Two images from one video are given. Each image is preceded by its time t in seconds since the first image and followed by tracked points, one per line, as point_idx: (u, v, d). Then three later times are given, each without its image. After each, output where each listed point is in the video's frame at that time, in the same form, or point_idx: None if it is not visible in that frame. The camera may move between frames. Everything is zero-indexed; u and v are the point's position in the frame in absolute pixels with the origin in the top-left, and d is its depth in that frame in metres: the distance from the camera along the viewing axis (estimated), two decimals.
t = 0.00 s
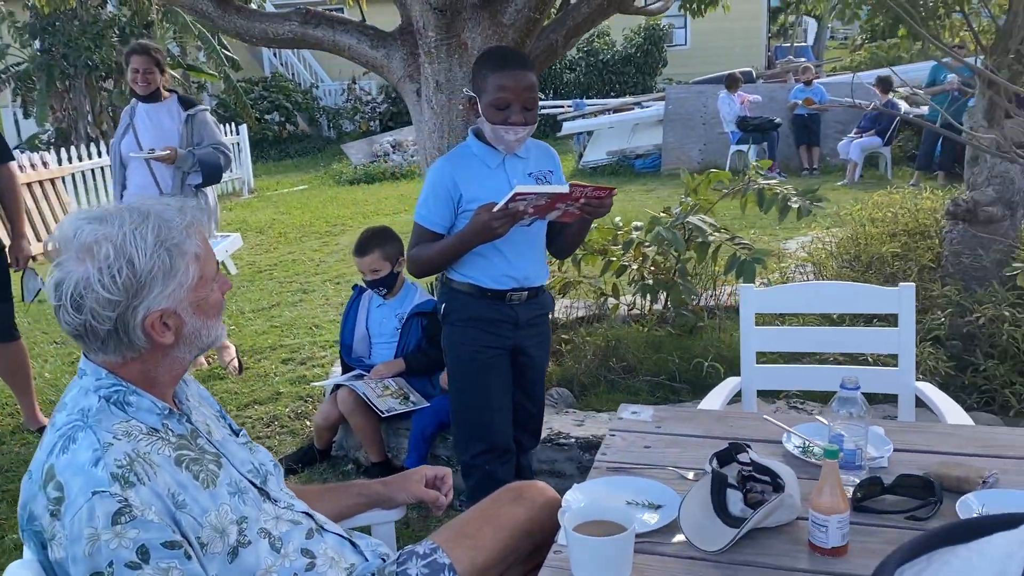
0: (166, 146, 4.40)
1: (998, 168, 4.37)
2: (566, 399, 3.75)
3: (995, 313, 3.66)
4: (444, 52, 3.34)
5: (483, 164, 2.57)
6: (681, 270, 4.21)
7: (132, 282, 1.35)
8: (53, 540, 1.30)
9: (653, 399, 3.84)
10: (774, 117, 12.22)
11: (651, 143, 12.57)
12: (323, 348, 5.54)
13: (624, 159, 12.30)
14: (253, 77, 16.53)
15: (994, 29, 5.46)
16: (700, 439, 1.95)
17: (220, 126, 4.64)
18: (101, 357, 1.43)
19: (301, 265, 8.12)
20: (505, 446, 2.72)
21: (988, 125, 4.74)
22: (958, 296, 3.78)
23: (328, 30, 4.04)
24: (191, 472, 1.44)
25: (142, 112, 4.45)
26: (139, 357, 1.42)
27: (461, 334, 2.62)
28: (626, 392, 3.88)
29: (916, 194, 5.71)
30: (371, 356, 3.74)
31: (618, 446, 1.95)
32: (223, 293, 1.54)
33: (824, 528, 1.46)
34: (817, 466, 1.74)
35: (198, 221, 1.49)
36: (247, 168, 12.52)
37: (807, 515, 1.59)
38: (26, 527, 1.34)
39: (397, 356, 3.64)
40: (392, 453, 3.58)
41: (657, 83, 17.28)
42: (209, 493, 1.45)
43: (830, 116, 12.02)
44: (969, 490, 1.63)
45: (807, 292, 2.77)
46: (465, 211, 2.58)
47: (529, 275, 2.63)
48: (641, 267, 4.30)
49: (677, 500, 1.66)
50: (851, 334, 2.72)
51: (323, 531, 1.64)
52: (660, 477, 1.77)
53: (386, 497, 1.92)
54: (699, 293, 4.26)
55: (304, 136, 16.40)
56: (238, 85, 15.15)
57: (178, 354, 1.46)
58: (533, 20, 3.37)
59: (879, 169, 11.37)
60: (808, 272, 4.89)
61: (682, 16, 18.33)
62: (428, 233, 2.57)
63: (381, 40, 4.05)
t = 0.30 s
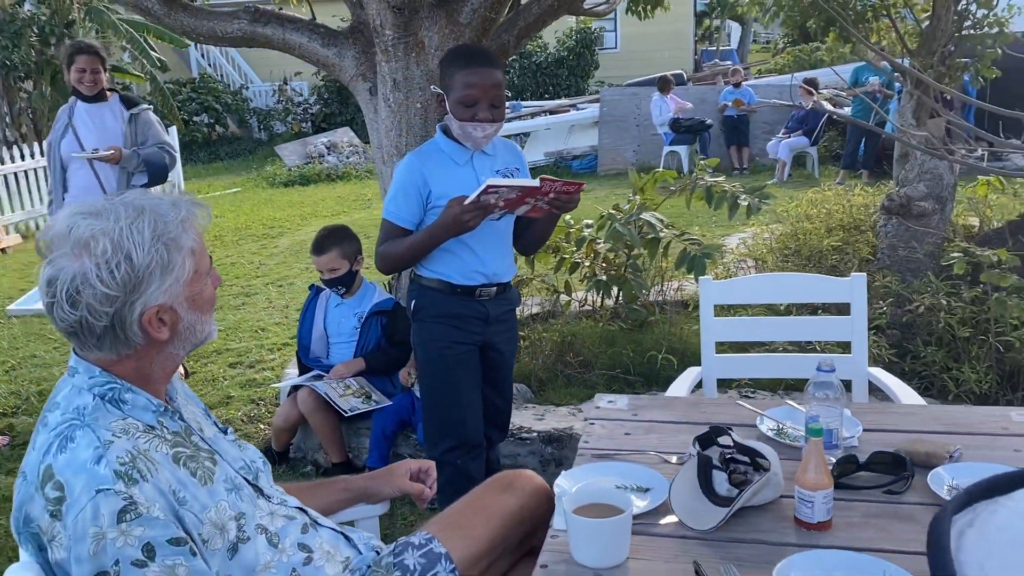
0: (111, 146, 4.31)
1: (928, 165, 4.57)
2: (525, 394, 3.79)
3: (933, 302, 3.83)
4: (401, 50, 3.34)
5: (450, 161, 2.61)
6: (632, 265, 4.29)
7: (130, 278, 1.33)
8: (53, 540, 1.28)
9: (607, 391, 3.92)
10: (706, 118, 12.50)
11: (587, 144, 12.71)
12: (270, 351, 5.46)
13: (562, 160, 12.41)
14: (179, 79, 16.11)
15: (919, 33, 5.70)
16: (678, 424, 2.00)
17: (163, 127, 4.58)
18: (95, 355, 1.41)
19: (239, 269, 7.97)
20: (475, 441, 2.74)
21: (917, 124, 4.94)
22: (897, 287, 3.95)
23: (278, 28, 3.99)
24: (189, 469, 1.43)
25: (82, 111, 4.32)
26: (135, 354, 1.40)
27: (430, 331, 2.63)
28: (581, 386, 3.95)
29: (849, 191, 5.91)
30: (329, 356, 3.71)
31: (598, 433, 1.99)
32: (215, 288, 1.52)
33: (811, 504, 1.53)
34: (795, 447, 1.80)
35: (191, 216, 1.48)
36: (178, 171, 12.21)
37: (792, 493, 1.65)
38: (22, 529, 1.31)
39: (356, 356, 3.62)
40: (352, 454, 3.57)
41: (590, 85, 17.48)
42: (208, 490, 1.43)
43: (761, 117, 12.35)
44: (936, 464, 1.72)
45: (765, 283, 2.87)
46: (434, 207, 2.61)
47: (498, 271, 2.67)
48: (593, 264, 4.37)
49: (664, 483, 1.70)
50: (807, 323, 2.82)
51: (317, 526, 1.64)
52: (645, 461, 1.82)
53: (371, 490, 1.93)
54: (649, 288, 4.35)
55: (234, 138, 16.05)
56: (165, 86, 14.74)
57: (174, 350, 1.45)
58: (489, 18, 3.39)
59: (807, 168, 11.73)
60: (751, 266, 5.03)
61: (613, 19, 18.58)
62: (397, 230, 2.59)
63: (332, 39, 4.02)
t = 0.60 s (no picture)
0: (61, 146, 4.20)
1: (867, 163, 4.79)
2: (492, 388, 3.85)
3: (879, 290, 4.04)
4: (367, 48, 3.36)
5: (429, 156, 2.66)
6: (591, 261, 4.38)
7: (158, 266, 1.35)
8: (87, 527, 1.29)
9: (572, 384, 4.02)
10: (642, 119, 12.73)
11: (527, 145, 12.79)
12: (222, 354, 5.39)
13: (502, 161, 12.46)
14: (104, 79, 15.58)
15: (852, 37, 5.95)
16: (665, 405, 2.09)
17: (110, 125, 4.47)
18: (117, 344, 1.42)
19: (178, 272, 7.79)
20: (455, 432, 2.78)
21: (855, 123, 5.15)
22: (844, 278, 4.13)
23: (236, 26, 3.97)
24: (211, 456, 1.44)
25: (25, 110, 4.19)
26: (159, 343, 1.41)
27: (410, 325, 2.69)
28: (547, 379, 4.05)
29: (788, 189, 6.13)
30: (295, 355, 3.69)
31: (589, 417, 2.07)
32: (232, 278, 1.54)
33: (803, 472, 1.63)
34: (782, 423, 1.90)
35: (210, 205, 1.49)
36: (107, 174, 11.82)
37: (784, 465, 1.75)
38: (52, 518, 1.32)
39: (322, 353, 3.61)
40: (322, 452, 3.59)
41: (525, 87, 17.60)
42: (230, 477, 1.45)
43: (695, 118, 12.62)
44: (910, 435, 1.85)
45: (727, 273, 2.96)
46: (413, 202, 2.65)
47: (476, 265, 2.74)
48: (552, 260, 4.46)
49: (661, 460, 1.78)
50: (769, 312, 2.92)
51: (330, 511, 1.67)
52: (641, 440, 1.90)
53: (371, 478, 1.96)
54: (606, 282, 4.46)
55: (163, 139, 15.60)
56: (89, 86, 14.24)
57: (195, 339, 1.47)
58: (453, 17, 3.45)
59: (740, 168, 12.06)
60: (701, 262, 5.17)
61: (546, 22, 18.74)
62: (377, 224, 2.63)
63: (292, 37, 4.00)
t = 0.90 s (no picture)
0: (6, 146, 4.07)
1: (806, 162, 5.00)
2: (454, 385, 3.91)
3: (823, 283, 4.25)
4: (331, 50, 3.39)
5: (402, 156, 2.72)
6: (546, 259, 4.48)
7: (179, 260, 1.40)
8: (115, 514, 1.32)
9: (532, 379, 4.09)
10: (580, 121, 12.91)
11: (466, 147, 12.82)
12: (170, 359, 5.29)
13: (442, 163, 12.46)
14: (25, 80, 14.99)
15: (786, 42, 6.19)
16: (642, 391, 2.19)
17: (55, 126, 4.36)
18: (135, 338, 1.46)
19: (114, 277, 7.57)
20: (429, 426, 2.84)
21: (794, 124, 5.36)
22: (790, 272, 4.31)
23: (191, 28, 3.96)
24: (226, 445, 1.48)
25: None
26: (176, 335, 1.45)
27: (386, 321, 2.75)
28: (507, 375, 4.12)
29: (728, 189, 6.33)
30: (258, 356, 3.70)
31: (571, 404, 2.16)
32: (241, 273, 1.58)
33: (783, 447, 1.75)
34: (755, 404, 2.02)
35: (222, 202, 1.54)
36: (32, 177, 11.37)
37: (763, 442, 1.87)
38: (77, 509, 1.35)
39: (287, 354, 3.63)
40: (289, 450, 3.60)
41: (460, 90, 17.63)
42: (245, 464, 1.49)
43: (631, 121, 12.85)
44: (873, 413, 1.99)
45: (688, 267, 3.08)
46: (387, 201, 2.71)
47: (448, 263, 2.82)
48: (509, 259, 4.53)
49: (647, 440, 1.89)
50: (726, 304, 3.06)
51: (334, 497, 1.72)
52: (624, 424, 1.99)
53: (365, 468, 2.02)
54: (560, 280, 4.56)
55: (89, 143, 15.07)
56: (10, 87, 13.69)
57: (209, 332, 1.51)
58: (414, 20, 3.48)
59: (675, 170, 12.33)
60: (649, 259, 5.31)
61: (481, 25, 18.82)
62: (352, 223, 2.68)
63: (248, 39, 4.00)
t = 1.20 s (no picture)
0: None
1: (748, 161, 5.15)
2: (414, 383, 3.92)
3: (771, 277, 4.39)
4: (288, 49, 3.37)
5: (369, 151, 2.73)
6: (501, 258, 4.52)
7: (178, 251, 1.41)
8: (118, 509, 1.31)
9: (492, 376, 4.11)
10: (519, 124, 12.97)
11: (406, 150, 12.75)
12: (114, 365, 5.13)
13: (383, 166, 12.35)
14: None
15: (725, 45, 6.35)
16: (617, 380, 2.25)
17: None
18: (130, 332, 1.46)
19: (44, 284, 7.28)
20: (400, 422, 2.85)
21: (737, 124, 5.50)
22: (740, 266, 4.43)
23: (140, 27, 3.89)
24: (224, 437, 1.47)
25: None
26: (173, 327, 1.46)
27: (355, 318, 2.74)
28: (468, 373, 4.12)
29: (671, 188, 6.45)
30: (216, 358, 3.65)
31: (550, 393, 2.19)
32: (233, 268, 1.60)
33: (762, 427, 1.81)
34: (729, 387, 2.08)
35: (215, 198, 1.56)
36: None
37: (741, 425, 1.93)
38: (78, 504, 1.33)
39: (246, 356, 3.60)
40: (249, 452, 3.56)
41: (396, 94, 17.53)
42: (243, 457, 1.48)
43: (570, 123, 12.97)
44: (841, 394, 2.07)
45: (649, 262, 3.14)
46: (355, 196, 2.71)
47: (415, 259, 2.83)
48: (465, 258, 4.56)
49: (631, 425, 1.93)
50: (684, 297, 3.15)
51: (326, 489, 1.72)
52: (604, 410, 2.04)
53: (348, 462, 2.03)
54: (515, 278, 4.60)
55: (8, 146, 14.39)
56: None
57: (205, 325, 1.52)
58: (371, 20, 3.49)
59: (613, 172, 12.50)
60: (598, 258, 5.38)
61: (416, 29, 18.75)
62: (320, 218, 2.66)
63: (198, 38, 3.94)
